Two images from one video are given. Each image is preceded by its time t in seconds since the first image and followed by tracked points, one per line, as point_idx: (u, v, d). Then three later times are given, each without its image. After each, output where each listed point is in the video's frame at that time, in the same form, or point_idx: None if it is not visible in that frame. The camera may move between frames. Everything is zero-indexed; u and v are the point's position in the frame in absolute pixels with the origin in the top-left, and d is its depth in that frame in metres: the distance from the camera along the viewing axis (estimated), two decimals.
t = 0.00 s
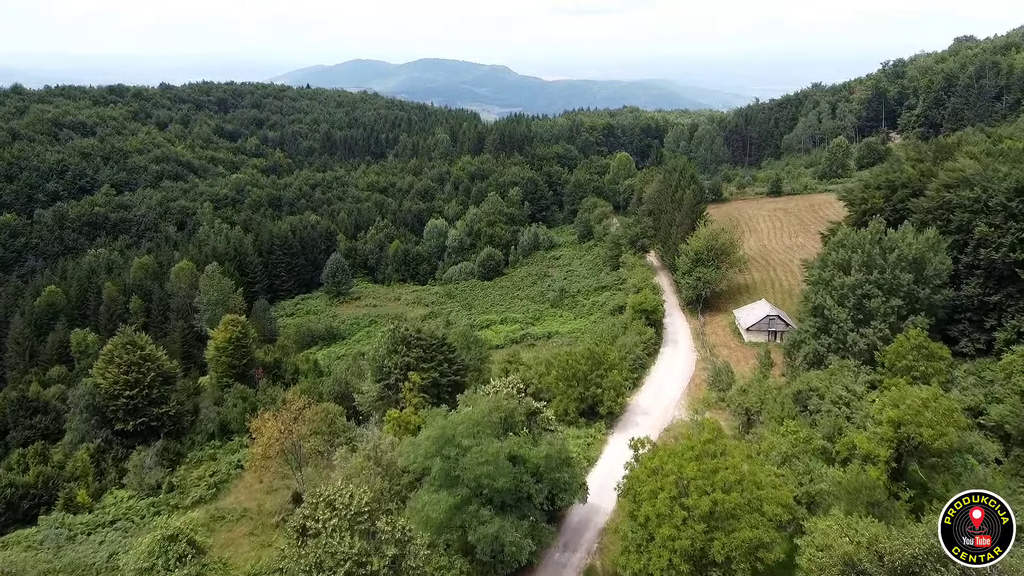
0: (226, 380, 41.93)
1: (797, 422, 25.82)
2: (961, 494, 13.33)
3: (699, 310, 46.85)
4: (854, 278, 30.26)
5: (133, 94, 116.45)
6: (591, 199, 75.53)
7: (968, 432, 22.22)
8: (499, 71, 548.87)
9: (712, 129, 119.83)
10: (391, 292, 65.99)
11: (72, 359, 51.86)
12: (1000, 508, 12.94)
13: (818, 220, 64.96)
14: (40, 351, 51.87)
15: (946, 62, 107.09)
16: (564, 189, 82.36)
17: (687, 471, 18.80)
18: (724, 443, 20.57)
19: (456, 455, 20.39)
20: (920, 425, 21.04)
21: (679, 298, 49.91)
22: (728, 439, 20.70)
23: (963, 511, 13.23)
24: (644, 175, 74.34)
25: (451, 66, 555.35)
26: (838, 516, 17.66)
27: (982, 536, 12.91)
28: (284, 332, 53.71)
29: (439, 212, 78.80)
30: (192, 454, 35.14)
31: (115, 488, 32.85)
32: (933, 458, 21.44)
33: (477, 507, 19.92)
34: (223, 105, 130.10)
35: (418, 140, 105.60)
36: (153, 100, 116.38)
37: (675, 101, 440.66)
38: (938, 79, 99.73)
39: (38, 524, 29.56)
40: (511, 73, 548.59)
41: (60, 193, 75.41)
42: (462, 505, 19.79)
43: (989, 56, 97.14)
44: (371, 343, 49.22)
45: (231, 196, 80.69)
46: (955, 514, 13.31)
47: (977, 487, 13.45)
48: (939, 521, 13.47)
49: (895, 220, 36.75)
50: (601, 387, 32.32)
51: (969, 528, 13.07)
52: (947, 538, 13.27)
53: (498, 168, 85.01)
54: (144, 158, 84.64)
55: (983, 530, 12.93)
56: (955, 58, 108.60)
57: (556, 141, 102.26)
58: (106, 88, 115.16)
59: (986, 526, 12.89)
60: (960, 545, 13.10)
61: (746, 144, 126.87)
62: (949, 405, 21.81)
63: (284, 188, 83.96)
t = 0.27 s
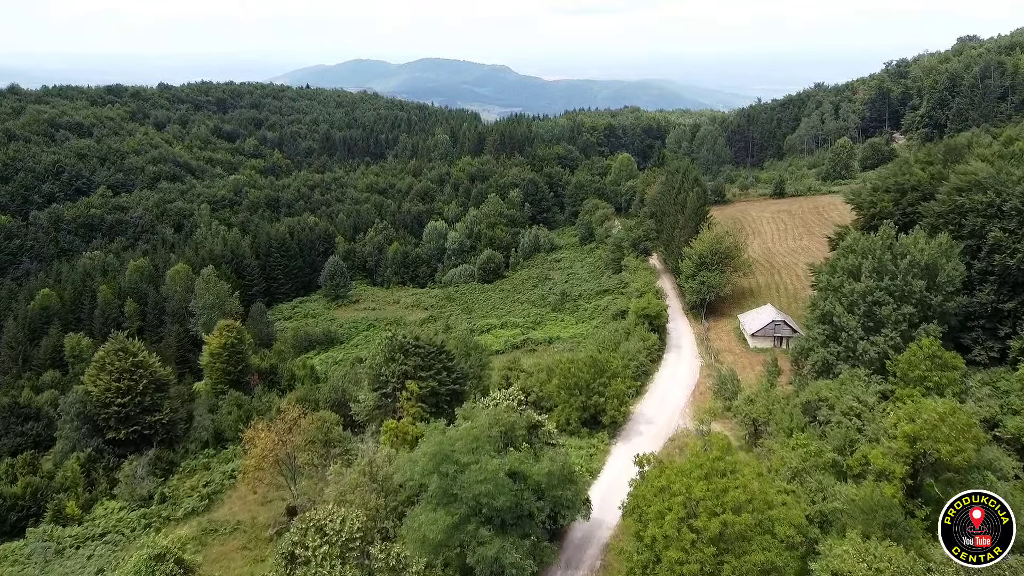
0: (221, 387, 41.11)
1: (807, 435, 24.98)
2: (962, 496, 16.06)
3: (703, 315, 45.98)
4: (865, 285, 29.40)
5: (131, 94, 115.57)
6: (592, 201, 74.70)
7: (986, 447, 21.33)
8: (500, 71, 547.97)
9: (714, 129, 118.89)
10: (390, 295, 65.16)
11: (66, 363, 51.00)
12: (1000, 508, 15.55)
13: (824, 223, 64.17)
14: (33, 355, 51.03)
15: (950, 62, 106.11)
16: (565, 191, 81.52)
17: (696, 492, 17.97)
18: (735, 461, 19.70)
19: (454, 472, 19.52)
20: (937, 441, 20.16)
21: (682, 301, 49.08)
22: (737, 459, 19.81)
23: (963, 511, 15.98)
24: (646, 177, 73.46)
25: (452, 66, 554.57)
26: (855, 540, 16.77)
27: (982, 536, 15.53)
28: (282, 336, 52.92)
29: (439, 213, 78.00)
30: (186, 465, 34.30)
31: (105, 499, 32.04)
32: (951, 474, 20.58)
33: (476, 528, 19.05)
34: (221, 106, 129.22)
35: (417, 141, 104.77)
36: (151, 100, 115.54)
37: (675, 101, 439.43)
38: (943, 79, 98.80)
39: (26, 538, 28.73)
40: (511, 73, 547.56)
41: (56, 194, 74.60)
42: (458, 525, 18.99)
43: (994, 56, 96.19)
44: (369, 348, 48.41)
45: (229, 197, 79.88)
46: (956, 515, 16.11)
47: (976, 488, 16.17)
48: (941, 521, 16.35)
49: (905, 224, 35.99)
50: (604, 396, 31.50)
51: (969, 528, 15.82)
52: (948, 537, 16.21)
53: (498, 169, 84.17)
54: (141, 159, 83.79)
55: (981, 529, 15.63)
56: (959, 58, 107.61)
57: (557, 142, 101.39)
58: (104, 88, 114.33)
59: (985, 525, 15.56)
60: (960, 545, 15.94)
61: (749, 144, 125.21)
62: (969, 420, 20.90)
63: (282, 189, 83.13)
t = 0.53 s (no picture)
0: (215, 393, 40.29)
1: (818, 449, 24.12)
2: (963, 497, 17.79)
3: (707, 320, 45.11)
4: (877, 292, 28.51)
5: (129, 94, 114.87)
6: (594, 202, 73.86)
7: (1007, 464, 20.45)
8: (501, 71, 547.16)
9: (716, 130, 118.01)
10: (389, 297, 64.37)
11: (59, 368, 50.20)
12: (1000, 508, 17.25)
13: (827, 225, 63.48)
14: (26, 359, 50.25)
15: (955, 62, 105.07)
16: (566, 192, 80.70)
17: (705, 514, 17.16)
18: (746, 479, 18.85)
19: (452, 491, 18.70)
20: (955, 458, 19.35)
21: (685, 305, 48.26)
22: (748, 477, 18.96)
23: (963, 510, 17.69)
24: (648, 178, 72.61)
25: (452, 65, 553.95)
26: (874, 567, 15.92)
27: (981, 535, 17.27)
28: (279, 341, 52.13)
29: (438, 215, 77.17)
30: (178, 475, 33.49)
31: (95, 511, 31.20)
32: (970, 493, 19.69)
33: (474, 550, 18.19)
34: (221, 106, 128.50)
35: (417, 141, 103.98)
36: (150, 101, 114.86)
37: (676, 101, 438.30)
38: (948, 79, 97.77)
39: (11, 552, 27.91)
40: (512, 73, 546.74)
41: (52, 195, 73.85)
42: (456, 548, 18.12)
43: (999, 56, 95.15)
44: (367, 353, 47.58)
45: (227, 198, 79.09)
46: (957, 515, 17.73)
47: (977, 490, 17.90)
48: (942, 522, 17.87)
49: (915, 228, 35.13)
50: (606, 405, 30.63)
51: (970, 527, 17.45)
52: (948, 536, 17.71)
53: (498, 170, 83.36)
54: (138, 160, 83.04)
55: (982, 527, 17.28)
56: (964, 57, 106.55)
57: (558, 143, 100.61)
58: (102, 88, 113.62)
59: (985, 524, 17.25)
60: (960, 544, 17.48)
61: (750, 144, 124.90)
62: (989, 436, 20.04)
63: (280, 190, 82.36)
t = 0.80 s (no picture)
0: (209, 400, 39.46)
1: (830, 463, 23.25)
2: (962, 497, 16.97)
3: (712, 325, 44.29)
4: (888, 300, 27.67)
5: (127, 94, 114.09)
6: (595, 204, 73.06)
7: None
8: (501, 70, 546.33)
9: (718, 130, 117.17)
10: (388, 300, 63.59)
11: (52, 372, 49.36)
12: (1000, 508, 16.34)
13: (832, 228, 62.73)
14: (19, 363, 49.43)
15: (959, 62, 104.20)
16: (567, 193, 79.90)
17: (715, 539, 16.33)
18: (757, 500, 17.94)
19: (449, 512, 17.84)
20: (975, 477, 18.37)
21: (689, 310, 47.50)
22: (760, 497, 18.08)
23: (963, 510, 16.82)
24: (650, 179, 71.78)
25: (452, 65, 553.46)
26: None
27: (983, 536, 16.26)
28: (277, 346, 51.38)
29: (438, 216, 76.36)
30: (171, 486, 32.67)
31: (84, 523, 30.38)
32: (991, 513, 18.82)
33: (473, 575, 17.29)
34: (220, 105, 127.72)
35: (417, 141, 103.19)
36: (148, 101, 114.09)
37: (676, 101, 437.45)
38: (952, 79, 96.88)
39: None
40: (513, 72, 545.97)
41: (48, 196, 73.05)
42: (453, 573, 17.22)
43: (1004, 56, 94.26)
44: (365, 358, 46.79)
45: (225, 200, 78.30)
46: (956, 515, 16.93)
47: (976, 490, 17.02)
48: (942, 522, 17.08)
49: (926, 232, 34.30)
50: (609, 415, 29.79)
51: (969, 527, 16.54)
52: (948, 537, 16.85)
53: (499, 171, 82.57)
54: (135, 160, 82.23)
55: (981, 528, 16.37)
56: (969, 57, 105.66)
57: (559, 143, 99.85)
58: (100, 88, 112.80)
59: (985, 525, 16.31)
60: (960, 545, 16.53)
61: (752, 145, 123.91)
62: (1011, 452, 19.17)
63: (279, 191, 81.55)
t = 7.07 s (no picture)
0: None
1: None
2: None
3: (874, 557, 24.69)
4: None
5: (68, 102, 96.51)
6: (633, 262, 53.65)
7: None
8: (515, 68, 525.39)
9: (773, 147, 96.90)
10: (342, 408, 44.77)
11: None
12: None
13: (990, 315, 42.72)
14: None
15: None
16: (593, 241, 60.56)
17: None
18: None
19: None
20: None
21: (814, 498, 28.23)
22: None
23: None
24: (710, 230, 52.19)
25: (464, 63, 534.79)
26: None
27: None
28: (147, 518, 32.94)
29: (421, 274, 57.43)
30: None
31: None
32: None
33: None
34: (184, 114, 109.91)
35: (407, 162, 84.32)
36: (93, 110, 96.45)
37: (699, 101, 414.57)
38: None
39: None
40: (527, 70, 525.33)
41: None
42: None
43: None
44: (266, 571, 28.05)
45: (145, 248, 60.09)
46: None
47: None
48: None
49: None
50: None
51: None
52: None
53: (504, 211, 63.45)
54: (39, 193, 64.28)
55: None
56: None
57: (580, 166, 80.42)
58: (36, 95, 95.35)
59: None
60: None
61: (813, 164, 104.07)
62: None
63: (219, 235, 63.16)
